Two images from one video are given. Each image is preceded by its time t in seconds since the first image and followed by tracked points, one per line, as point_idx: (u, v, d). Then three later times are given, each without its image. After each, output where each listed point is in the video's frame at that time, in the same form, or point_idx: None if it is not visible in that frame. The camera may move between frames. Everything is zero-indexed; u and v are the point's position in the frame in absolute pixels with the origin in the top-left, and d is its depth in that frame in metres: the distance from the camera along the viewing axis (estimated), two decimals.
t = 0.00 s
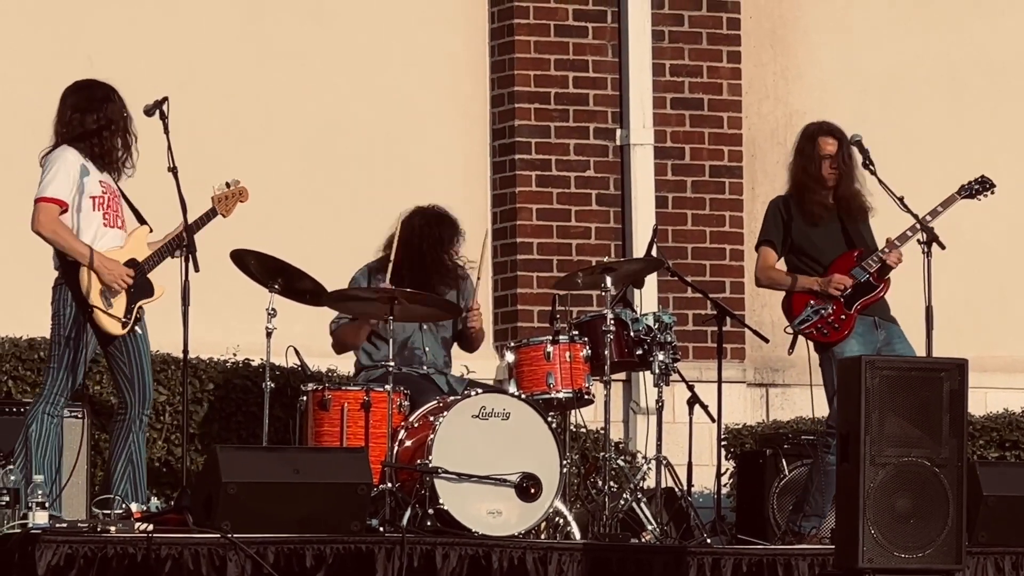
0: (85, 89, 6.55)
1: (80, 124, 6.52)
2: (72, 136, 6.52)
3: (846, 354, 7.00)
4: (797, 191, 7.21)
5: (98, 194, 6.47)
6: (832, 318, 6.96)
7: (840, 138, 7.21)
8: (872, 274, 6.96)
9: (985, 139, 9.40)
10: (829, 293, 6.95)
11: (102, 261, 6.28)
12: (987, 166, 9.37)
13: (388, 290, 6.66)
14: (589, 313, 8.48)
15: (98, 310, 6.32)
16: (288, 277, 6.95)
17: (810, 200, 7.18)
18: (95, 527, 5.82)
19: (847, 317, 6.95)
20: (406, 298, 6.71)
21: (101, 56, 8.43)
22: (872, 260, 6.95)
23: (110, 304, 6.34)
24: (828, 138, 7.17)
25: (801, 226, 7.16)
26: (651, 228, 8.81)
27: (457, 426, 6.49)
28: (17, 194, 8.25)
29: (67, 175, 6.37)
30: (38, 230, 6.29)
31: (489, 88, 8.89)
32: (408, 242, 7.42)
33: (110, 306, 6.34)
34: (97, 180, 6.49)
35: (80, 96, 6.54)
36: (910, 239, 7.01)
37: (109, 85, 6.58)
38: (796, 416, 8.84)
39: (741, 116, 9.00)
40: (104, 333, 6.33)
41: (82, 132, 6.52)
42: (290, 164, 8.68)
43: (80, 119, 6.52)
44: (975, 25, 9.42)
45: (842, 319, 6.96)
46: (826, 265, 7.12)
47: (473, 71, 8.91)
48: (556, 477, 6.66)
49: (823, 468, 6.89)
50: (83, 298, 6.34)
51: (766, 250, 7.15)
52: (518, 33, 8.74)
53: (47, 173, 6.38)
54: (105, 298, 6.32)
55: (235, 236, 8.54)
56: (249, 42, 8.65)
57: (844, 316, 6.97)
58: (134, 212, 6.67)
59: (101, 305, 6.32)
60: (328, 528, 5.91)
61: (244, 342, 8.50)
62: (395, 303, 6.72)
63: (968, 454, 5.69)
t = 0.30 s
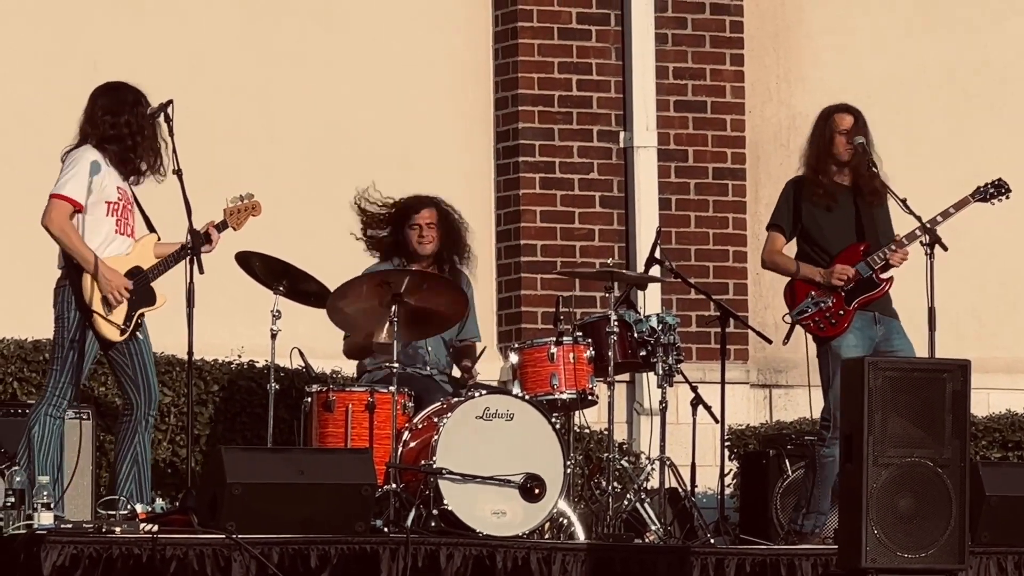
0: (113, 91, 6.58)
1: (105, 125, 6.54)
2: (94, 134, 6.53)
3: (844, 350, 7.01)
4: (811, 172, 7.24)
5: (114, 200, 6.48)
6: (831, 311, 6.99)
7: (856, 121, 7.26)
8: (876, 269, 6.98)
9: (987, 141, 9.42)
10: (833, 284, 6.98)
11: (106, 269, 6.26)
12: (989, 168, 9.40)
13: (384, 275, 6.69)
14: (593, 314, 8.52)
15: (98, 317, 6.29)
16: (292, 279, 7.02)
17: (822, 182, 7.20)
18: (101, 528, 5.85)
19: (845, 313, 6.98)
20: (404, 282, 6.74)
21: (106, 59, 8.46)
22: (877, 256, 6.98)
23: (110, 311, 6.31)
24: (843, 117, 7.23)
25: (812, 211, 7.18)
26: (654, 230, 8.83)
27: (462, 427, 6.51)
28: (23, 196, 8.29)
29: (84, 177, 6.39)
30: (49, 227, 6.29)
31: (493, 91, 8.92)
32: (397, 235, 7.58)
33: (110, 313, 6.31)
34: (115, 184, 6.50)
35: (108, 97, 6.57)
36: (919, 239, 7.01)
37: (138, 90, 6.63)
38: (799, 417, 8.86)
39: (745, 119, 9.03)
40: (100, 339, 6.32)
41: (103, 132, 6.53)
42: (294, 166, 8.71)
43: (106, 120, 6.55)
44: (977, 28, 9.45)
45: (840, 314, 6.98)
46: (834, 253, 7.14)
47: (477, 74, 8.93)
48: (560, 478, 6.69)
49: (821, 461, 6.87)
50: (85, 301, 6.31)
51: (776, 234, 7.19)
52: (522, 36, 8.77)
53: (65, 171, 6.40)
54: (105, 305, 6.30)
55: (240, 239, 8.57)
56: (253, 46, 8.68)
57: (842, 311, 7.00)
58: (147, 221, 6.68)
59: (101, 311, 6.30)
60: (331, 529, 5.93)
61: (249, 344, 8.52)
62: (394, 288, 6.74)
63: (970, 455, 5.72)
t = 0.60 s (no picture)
0: (121, 95, 6.66)
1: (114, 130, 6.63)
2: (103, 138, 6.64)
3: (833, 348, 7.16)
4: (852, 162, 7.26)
5: (127, 202, 6.58)
6: (818, 315, 7.16)
7: (915, 125, 7.23)
8: (876, 290, 7.06)
9: (986, 144, 9.51)
10: (831, 291, 7.11)
11: (120, 270, 6.37)
12: (986, 172, 9.50)
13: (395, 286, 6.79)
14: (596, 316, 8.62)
15: (115, 314, 6.43)
16: (301, 280, 7.11)
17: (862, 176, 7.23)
18: (112, 527, 5.97)
19: (830, 320, 7.12)
20: (414, 294, 6.82)
21: (116, 65, 8.58)
22: (882, 278, 7.05)
23: (127, 309, 6.43)
24: (902, 117, 7.22)
25: (845, 199, 7.24)
26: (657, 232, 8.92)
27: (468, 428, 6.62)
28: (35, 201, 8.42)
29: (100, 179, 6.49)
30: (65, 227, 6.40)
31: (498, 95, 9.04)
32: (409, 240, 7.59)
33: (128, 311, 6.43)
34: (129, 188, 6.60)
35: (117, 102, 6.65)
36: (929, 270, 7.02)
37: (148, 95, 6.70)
38: (800, 417, 8.97)
39: (746, 123, 9.14)
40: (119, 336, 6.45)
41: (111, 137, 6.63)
42: (301, 170, 8.82)
43: (114, 125, 6.63)
44: (977, 33, 9.54)
45: (825, 320, 7.13)
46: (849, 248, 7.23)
47: (482, 79, 9.05)
48: (563, 477, 6.79)
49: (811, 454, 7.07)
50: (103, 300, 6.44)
51: (801, 212, 7.34)
52: (527, 41, 8.89)
53: (80, 174, 6.49)
54: (123, 303, 6.42)
55: (249, 242, 8.69)
56: (261, 51, 8.79)
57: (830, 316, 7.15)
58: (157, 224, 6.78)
59: (118, 309, 6.43)
60: (339, 527, 6.05)
61: (258, 345, 8.64)
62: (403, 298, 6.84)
63: (967, 454, 5.82)
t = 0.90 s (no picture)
0: (102, 95, 6.78)
1: (100, 127, 6.75)
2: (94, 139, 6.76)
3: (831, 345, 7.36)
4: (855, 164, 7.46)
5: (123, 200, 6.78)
6: (816, 311, 7.36)
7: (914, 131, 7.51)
8: (874, 289, 7.26)
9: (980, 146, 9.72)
10: (831, 288, 7.32)
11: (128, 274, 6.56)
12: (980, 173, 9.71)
13: (403, 284, 6.97)
14: (598, 313, 8.84)
15: (121, 314, 6.61)
16: (311, 279, 7.31)
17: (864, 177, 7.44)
18: (128, 518, 6.16)
19: (829, 317, 7.32)
20: (422, 292, 7.01)
21: (131, 70, 8.80)
22: (880, 277, 7.24)
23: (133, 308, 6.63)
24: (900, 125, 7.50)
25: (847, 199, 7.43)
26: (658, 232, 9.15)
27: (474, 422, 6.82)
28: (52, 202, 8.63)
29: (103, 182, 6.62)
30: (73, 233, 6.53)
31: (503, 99, 9.26)
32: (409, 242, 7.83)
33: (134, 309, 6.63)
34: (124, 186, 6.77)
35: (101, 103, 6.77)
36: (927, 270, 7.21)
37: (130, 92, 6.82)
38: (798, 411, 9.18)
39: (744, 126, 9.37)
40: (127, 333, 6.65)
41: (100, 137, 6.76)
42: (311, 173, 9.05)
43: (102, 126, 6.76)
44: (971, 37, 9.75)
45: (824, 317, 7.33)
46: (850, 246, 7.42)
47: (487, 83, 9.27)
48: (567, 470, 6.99)
49: (809, 447, 7.26)
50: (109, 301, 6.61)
51: (803, 210, 7.51)
52: (531, 47, 9.11)
53: (82, 177, 6.60)
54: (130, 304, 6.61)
55: (261, 242, 8.92)
56: (271, 56, 9.01)
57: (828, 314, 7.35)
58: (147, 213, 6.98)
59: (126, 310, 6.61)
60: (348, 518, 6.24)
61: (269, 341, 8.85)
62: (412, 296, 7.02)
63: (960, 447, 6.01)
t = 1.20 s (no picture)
0: (95, 91, 6.81)
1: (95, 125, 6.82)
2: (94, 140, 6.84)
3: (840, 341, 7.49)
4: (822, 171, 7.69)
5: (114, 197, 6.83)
6: (824, 309, 7.47)
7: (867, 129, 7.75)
8: (871, 273, 7.40)
9: (971, 148, 10.00)
10: (829, 284, 7.44)
11: (109, 270, 6.63)
12: (971, 174, 9.98)
13: (412, 280, 7.15)
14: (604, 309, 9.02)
15: (103, 310, 6.70)
16: (324, 276, 7.47)
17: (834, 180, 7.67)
18: (145, 511, 6.32)
19: (836, 312, 7.44)
20: (430, 287, 7.19)
21: (145, 72, 8.97)
22: (873, 260, 7.40)
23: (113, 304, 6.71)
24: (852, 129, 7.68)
25: (824, 206, 7.61)
26: (662, 230, 9.34)
27: (482, 415, 6.97)
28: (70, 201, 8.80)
29: (93, 181, 6.69)
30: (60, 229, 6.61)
31: (511, 100, 9.43)
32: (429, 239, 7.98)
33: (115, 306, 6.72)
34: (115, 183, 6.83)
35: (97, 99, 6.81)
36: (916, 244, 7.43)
37: (122, 88, 6.83)
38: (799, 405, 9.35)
39: (746, 127, 9.55)
40: (107, 327, 6.72)
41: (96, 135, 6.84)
42: (323, 172, 9.23)
43: (94, 123, 6.82)
44: (962, 42, 10.02)
45: (831, 313, 7.45)
46: (835, 248, 7.59)
47: (496, 85, 9.44)
48: (574, 463, 7.15)
49: (818, 446, 7.41)
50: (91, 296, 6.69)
51: (784, 224, 7.66)
52: (538, 49, 9.25)
53: (72, 175, 6.68)
54: (110, 299, 6.69)
55: (273, 240, 9.10)
56: (283, 59, 9.19)
57: (835, 309, 7.47)
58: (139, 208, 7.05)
59: (106, 305, 6.69)
60: (362, 511, 6.39)
61: (282, 337, 9.04)
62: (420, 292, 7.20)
63: (958, 441, 6.14)
